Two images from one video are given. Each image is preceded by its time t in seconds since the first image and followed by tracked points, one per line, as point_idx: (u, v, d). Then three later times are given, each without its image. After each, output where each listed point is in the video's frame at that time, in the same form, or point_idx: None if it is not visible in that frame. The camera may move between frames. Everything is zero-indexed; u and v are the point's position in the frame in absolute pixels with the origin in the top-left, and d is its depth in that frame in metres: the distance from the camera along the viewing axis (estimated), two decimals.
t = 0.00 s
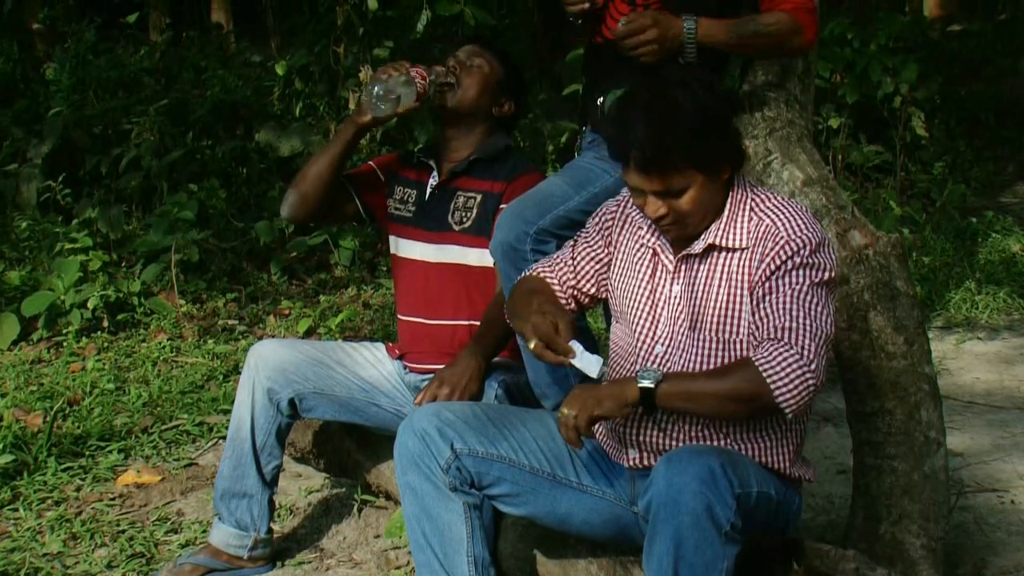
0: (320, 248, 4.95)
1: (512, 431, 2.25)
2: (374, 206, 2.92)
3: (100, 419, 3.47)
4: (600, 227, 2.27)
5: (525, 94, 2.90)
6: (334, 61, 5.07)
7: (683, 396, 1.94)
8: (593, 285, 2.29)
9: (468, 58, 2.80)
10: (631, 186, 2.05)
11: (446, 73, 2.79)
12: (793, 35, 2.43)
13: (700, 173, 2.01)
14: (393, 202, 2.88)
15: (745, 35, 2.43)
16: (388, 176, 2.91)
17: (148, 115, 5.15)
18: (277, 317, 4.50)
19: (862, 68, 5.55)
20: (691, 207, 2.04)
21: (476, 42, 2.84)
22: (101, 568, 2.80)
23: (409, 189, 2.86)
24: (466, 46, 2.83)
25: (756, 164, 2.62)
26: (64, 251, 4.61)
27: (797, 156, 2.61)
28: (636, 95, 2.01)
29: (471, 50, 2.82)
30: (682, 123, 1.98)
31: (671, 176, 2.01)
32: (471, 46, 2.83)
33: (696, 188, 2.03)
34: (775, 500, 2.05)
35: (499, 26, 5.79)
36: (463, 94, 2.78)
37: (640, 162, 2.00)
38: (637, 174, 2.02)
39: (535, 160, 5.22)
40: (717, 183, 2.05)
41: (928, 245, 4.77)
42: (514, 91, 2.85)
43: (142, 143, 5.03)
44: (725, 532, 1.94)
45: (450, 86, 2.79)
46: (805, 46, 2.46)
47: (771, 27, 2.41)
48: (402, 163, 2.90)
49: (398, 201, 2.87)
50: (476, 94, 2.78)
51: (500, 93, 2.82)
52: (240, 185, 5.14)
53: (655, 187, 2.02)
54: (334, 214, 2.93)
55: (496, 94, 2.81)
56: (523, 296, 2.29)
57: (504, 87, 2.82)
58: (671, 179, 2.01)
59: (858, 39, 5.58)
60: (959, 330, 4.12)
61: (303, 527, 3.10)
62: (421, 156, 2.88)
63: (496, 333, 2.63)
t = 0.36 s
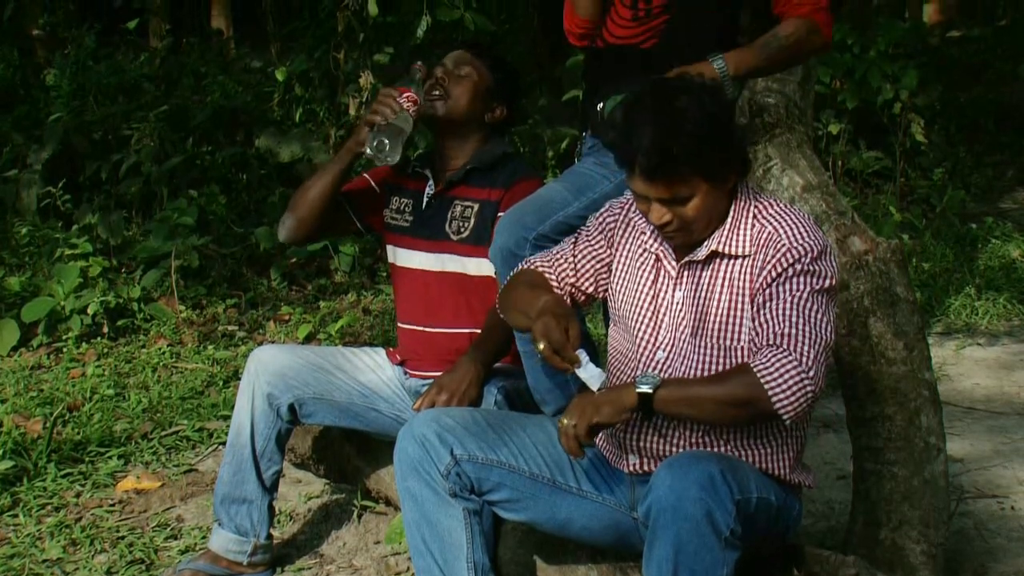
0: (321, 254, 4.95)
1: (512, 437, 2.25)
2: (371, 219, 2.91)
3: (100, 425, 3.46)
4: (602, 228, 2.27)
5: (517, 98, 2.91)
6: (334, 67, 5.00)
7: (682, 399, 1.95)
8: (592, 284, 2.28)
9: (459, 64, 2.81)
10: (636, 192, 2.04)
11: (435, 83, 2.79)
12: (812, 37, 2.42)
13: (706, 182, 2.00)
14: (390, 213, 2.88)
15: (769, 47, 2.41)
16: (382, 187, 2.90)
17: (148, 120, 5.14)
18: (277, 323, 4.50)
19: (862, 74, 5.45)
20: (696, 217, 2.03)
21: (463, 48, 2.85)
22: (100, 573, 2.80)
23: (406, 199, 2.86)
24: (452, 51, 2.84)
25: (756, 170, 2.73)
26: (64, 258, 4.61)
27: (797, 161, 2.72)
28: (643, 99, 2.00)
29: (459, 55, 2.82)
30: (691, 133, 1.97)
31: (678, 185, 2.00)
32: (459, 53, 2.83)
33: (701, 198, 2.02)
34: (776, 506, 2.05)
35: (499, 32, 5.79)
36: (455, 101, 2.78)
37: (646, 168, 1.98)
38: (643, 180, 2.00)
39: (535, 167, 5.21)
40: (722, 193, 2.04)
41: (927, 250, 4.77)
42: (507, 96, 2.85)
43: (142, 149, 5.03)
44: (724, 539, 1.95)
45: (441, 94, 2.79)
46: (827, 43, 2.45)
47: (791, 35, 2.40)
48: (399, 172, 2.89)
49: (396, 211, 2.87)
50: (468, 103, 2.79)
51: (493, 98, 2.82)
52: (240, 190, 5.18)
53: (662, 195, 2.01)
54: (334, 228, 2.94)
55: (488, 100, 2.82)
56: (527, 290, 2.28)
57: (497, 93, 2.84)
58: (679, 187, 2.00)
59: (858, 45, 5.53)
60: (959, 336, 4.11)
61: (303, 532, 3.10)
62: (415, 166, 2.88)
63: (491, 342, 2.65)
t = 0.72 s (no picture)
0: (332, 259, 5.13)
1: (513, 433, 2.43)
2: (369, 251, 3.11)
3: (125, 421, 3.64)
4: (600, 239, 2.45)
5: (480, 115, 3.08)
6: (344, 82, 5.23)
7: (676, 397, 2.12)
8: (591, 288, 2.46)
9: (421, 94, 2.98)
10: (633, 200, 2.20)
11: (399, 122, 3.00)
12: (792, 59, 2.59)
13: (699, 192, 2.17)
14: (383, 238, 3.06)
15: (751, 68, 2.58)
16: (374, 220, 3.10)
17: (171, 135, 5.35)
18: (291, 325, 4.68)
19: (843, 90, 5.79)
20: (686, 225, 2.19)
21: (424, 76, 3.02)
22: (126, 561, 2.99)
23: (397, 222, 3.04)
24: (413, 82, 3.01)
25: (744, 181, 2.96)
26: (90, 263, 4.79)
27: (782, 173, 2.94)
28: (639, 113, 2.17)
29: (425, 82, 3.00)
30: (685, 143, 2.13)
31: (670, 195, 2.16)
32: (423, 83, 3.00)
33: (692, 208, 2.18)
34: (762, 498, 2.23)
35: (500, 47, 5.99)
36: (426, 133, 2.96)
37: (643, 177, 2.14)
38: (640, 189, 2.17)
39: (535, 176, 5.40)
40: (713, 202, 2.20)
41: (905, 256, 4.96)
42: (468, 116, 3.02)
43: (164, 161, 5.23)
44: (713, 528, 2.12)
45: (412, 128, 2.97)
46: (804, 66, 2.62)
47: (772, 56, 2.57)
48: (387, 198, 3.09)
49: (390, 235, 3.04)
50: (441, 133, 2.96)
51: (460, 120, 2.99)
52: (257, 200, 5.34)
53: (657, 203, 2.17)
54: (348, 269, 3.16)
55: (458, 123, 2.99)
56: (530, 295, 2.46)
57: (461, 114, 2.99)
58: (672, 196, 2.16)
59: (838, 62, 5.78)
60: (934, 336, 4.29)
61: (316, 523, 3.28)
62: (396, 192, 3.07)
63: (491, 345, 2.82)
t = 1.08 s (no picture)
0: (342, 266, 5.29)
1: (514, 432, 2.59)
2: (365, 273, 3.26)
3: (143, 420, 3.80)
4: (596, 253, 2.61)
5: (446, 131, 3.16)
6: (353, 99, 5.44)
7: (675, 383, 2.24)
8: (587, 294, 2.62)
9: (389, 129, 3.04)
10: (625, 205, 2.35)
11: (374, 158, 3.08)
12: (777, 79, 2.73)
13: (688, 197, 2.32)
14: (375, 261, 3.21)
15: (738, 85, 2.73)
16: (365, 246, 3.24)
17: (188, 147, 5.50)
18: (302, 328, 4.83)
19: (828, 104, 5.92)
20: (677, 229, 2.34)
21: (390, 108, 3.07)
22: (144, 553, 3.14)
23: (385, 245, 3.18)
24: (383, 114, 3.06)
25: (734, 191, 3.13)
26: (111, 268, 4.97)
27: (770, 184, 3.11)
28: (632, 124, 2.33)
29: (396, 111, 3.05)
30: (676, 151, 2.29)
31: (662, 198, 2.31)
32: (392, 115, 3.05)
33: (682, 211, 2.33)
34: (751, 493, 2.38)
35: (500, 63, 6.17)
36: (403, 168, 3.04)
37: (635, 180, 2.29)
38: (632, 193, 2.32)
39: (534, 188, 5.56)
40: (701, 206, 2.35)
41: (887, 263, 5.12)
42: (438, 138, 3.10)
43: (182, 171, 5.39)
44: (705, 522, 2.27)
45: (389, 164, 3.04)
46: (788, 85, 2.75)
47: (759, 75, 2.72)
48: (372, 223, 3.22)
49: (380, 257, 3.20)
50: (420, 164, 3.05)
51: (435, 144, 3.08)
52: (270, 210, 5.50)
53: (648, 206, 2.32)
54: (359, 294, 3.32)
55: (433, 147, 3.08)
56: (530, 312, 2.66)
57: (431, 137, 3.08)
58: (662, 199, 2.31)
59: (824, 78, 5.96)
60: (915, 339, 4.45)
61: (325, 517, 3.43)
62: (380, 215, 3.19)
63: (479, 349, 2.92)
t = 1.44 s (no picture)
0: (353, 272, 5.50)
1: (514, 430, 2.79)
2: (368, 280, 3.40)
3: (165, 418, 4.00)
4: (588, 264, 2.81)
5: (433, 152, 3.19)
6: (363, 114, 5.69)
7: (668, 331, 2.40)
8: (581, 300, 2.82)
9: (375, 168, 3.09)
10: (612, 208, 2.54)
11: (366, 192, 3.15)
12: (748, 97, 2.91)
13: (672, 201, 2.50)
14: (375, 272, 3.34)
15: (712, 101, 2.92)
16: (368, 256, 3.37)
17: (207, 160, 5.72)
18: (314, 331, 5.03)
19: (811, 122, 6.17)
20: (659, 233, 2.51)
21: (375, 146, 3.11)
22: (167, 543, 3.34)
23: (383, 258, 3.31)
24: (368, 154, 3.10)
25: (721, 202, 3.32)
26: (135, 275, 5.14)
27: (755, 196, 3.31)
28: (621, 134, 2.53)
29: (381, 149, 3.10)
30: (656, 157, 2.47)
31: (644, 196, 2.48)
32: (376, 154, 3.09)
33: (667, 213, 2.51)
34: (738, 486, 2.59)
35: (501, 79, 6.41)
36: (393, 204, 3.12)
37: (622, 178, 2.48)
38: (618, 193, 2.50)
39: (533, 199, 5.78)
40: (684, 216, 2.53)
41: (866, 269, 5.33)
42: (425, 167, 3.15)
43: (202, 183, 5.61)
44: (695, 515, 2.47)
45: (379, 201, 3.12)
46: (756, 106, 2.92)
47: (731, 93, 2.90)
48: (371, 236, 3.34)
49: (378, 269, 3.33)
50: (409, 199, 3.12)
51: (422, 175, 3.14)
52: (285, 220, 5.71)
53: (632, 207, 2.50)
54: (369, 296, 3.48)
55: (421, 178, 3.13)
56: (528, 350, 2.84)
57: (418, 169, 3.13)
58: (646, 200, 2.49)
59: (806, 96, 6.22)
60: (891, 341, 4.66)
61: (336, 509, 3.63)
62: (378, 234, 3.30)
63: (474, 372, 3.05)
